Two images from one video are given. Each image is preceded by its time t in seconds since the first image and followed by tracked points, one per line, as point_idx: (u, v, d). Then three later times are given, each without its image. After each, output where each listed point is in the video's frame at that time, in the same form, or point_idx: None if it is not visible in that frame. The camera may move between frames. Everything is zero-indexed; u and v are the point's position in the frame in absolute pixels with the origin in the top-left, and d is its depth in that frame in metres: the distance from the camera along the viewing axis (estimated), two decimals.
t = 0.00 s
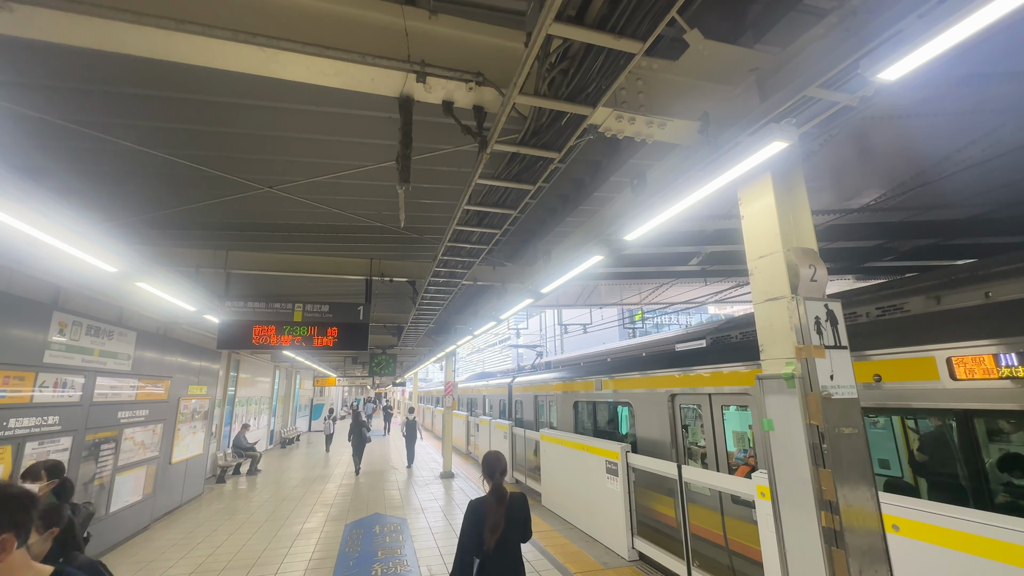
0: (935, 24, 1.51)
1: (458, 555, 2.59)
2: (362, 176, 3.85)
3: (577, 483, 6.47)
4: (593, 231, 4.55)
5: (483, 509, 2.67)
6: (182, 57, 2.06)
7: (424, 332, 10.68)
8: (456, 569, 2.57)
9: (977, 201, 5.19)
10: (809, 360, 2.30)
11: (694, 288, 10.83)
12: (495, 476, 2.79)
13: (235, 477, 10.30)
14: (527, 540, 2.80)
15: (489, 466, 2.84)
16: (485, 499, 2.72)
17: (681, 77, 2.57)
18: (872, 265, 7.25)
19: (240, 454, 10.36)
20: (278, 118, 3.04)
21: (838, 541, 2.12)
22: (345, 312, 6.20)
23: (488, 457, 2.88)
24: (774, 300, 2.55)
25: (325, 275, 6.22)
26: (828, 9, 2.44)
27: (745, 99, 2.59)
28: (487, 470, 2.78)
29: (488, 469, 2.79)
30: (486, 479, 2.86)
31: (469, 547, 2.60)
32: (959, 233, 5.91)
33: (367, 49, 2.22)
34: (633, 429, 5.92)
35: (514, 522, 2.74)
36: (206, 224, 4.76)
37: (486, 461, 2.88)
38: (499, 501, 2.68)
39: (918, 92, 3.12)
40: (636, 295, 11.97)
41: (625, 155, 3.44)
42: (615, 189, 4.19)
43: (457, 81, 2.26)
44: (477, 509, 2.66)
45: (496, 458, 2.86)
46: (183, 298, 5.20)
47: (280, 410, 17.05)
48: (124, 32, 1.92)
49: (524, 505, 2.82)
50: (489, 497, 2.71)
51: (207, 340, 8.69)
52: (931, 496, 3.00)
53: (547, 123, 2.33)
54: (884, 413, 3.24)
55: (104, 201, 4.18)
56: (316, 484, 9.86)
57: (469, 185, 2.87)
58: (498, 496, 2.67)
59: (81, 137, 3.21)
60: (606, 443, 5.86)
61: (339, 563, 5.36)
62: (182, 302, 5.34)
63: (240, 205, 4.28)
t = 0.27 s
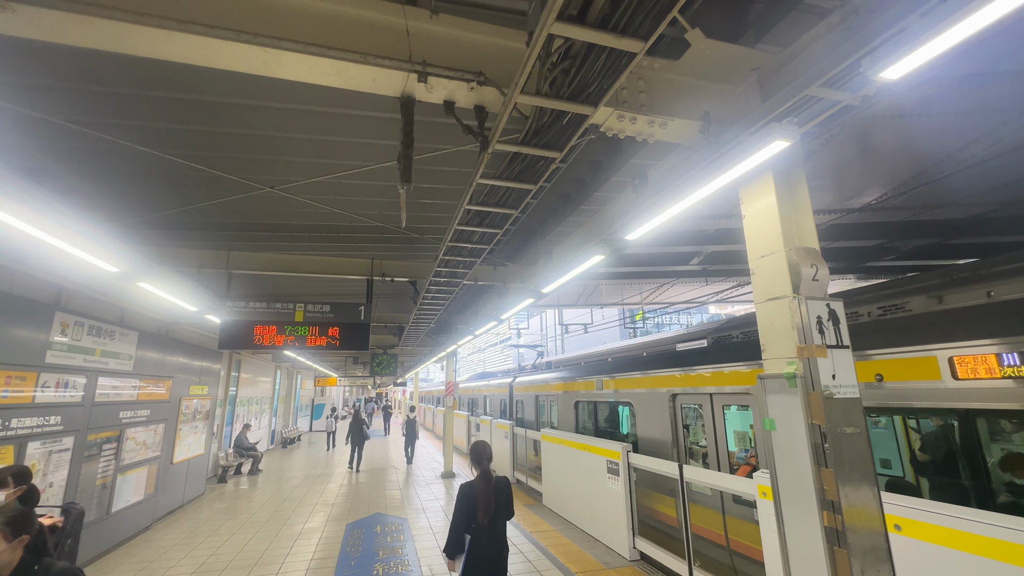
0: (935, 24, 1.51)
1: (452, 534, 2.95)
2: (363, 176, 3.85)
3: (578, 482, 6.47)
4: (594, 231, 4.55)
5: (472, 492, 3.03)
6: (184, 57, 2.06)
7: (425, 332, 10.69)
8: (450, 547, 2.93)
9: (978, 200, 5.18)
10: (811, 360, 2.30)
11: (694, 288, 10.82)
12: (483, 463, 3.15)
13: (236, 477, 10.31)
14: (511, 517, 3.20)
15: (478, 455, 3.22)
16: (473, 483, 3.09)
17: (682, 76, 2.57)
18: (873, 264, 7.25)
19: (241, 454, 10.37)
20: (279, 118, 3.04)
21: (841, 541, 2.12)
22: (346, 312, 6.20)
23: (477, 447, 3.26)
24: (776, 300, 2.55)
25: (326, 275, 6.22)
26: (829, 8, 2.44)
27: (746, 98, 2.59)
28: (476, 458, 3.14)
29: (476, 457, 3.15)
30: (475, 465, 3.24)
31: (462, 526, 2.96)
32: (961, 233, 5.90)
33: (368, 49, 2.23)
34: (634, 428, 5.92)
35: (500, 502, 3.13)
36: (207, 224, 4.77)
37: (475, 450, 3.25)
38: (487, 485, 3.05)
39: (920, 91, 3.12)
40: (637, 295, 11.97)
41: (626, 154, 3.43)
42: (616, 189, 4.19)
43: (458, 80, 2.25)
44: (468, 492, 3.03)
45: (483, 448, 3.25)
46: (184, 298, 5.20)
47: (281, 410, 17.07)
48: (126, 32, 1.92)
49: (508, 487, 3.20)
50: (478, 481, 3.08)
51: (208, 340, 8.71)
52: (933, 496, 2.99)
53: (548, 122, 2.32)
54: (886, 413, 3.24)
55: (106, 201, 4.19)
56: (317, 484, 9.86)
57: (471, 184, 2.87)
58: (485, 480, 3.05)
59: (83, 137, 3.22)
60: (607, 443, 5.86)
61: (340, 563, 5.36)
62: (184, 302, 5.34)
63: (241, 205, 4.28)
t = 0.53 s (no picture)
0: (935, 22, 1.50)
1: (442, 528, 3.16)
2: (363, 176, 3.85)
3: (578, 482, 6.47)
4: (594, 231, 4.54)
5: (460, 489, 3.23)
6: (183, 57, 2.06)
7: (425, 332, 10.69)
8: (441, 540, 3.14)
9: (979, 200, 5.17)
10: (812, 360, 2.29)
11: (695, 288, 10.82)
12: (468, 460, 3.34)
13: (237, 477, 10.32)
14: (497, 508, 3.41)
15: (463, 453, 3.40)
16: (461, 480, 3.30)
17: (683, 76, 2.57)
18: (874, 264, 7.24)
19: (242, 454, 10.38)
20: (279, 118, 3.04)
21: (842, 541, 2.11)
22: (347, 312, 6.21)
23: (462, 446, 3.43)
24: (777, 299, 2.54)
25: (326, 275, 6.22)
26: (829, 7, 2.44)
27: (746, 97, 2.59)
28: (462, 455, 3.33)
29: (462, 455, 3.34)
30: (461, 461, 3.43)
31: (450, 519, 3.18)
32: (961, 232, 5.90)
33: (368, 49, 2.22)
34: (635, 428, 5.92)
35: (486, 494, 3.34)
36: (207, 225, 4.77)
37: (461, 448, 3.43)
38: (473, 481, 3.27)
39: (921, 90, 3.11)
40: (638, 295, 11.97)
41: (626, 154, 3.43)
42: (616, 188, 4.19)
43: (458, 80, 2.25)
44: (456, 490, 3.24)
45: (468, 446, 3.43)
46: (185, 299, 5.21)
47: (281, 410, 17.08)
48: (125, 32, 1.92)
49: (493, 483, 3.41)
50: (464, 479, 3.28)
51: (209, 341, 8.72)
52: (934, 496, 2.99)
53: (548, 122, 2.32)
54: (887, 412, 3.23)
55: (106, 201, 4.19)
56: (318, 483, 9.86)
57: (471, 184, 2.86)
58: (472, 477, 3.26)
59: (83, 137, 3.22)
60: (607, 443, 5.86)
61: (340, 563, 5.36)
62: (185, 302, 5.35)
63: (241, 205, 4.28)
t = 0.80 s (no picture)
0: (934, 23, 1.50)
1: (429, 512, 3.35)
2: (364, 176, 3.85)
3: (579, 482, 6.47)
4: (594, 231, 4.55)
5: (446, 478, 3.39)
6: (183, 58, 2.06)
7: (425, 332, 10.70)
8: (426, 523, 3.32)
9: (979, 200, 5.17)
10: (812, 360, 2.29)
11: (695, 288, 10.82)
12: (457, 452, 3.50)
13: (238, 477, 10.32)
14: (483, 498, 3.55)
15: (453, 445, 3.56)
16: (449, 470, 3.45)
17: (683, 76, 2.57)
18: (874, 264, 7.23)
19: (243, 454, 10.38)
20: (280, 118, 3.04)
21: (842, 541, 2.11)
22: (347, 312, 6.21)
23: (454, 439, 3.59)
24: (776, 299, 2.54)
25: (327, 275, 6.22)
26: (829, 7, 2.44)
27: (746, 97, 2.59)
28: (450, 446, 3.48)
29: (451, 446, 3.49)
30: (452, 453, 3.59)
31: (437, 504, 3.35)
32: (961, 232, 5.89)
33: (367, 50, 2.23)
34: (635, 429, 5.91)
35: (472, 484, 3.49)
36: (208, 225, 4.77)
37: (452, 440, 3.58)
38: (459, 471, 3.41)
39: (921, 90, 3.11)
40: (638, 295, 11.96)
41: (626, 154, 3.43)
42: (616, 188, 4.19)
43: (457, 81, 2.25)
44: (443, 479, 3.39)
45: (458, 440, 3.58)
46: (185, 299, 5.22)
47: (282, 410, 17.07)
48: (125, 33, 1.92)
49: (480, 475, 3.54)
50: (452, 469, 3.43)
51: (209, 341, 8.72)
52: (935, 496, 2.99)
53: (547, 122, 2.32)
54: (888, 412, 3.23)
55: (106, 202, 4.19)
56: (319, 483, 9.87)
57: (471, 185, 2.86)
58: (458, 467, 3.41)
59: (83, 138, 3.22)
60: (608, 443, 5.87)
61: (341, 563, 5.36)
62: (186, 303, 5.35)
63: (242, 205, 4.29)
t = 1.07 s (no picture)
0: (934, 22, 1.50)
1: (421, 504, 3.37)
2: (364, 176, 3.86)
3: (579, 482, 6.47)
4: (595, 231, 4.55)
5: (440, 473, 3.40)
6: (184, 58, 2.06)
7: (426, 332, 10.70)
8: (418, 515, 3.34)
9: (980, 199, 5.17)
10: (812, 360, 2.29)
11: (696, 288, 10.81)
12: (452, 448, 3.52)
13: (238, 477, 10.32)
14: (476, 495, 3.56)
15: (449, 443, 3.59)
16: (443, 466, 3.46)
17: (683, 76, 2.57)
18: (875, 263, 7.22)
19: (243, 454, 10.38)
20: (280, 119, 3.04)
21: (842, 541, 2.11)
22: (348, 312, 6.22)
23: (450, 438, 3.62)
24: (777, 299, 2.54)
25: (327, 275, 6.22)
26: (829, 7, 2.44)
27: (746, 97, 2.59)
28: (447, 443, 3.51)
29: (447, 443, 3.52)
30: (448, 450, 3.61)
31: (429, 498, 3.36)
32: (962, 232, 5.88)
33: (368, 50, 2.23)
34: (636, 428, 5.91)
35: (465, 481, 3.49)
36: (208, 225, 4.77)
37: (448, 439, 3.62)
38: (452, 467, 3.43)
39: (921, 90, 3.11)
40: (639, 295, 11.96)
41: (627, 154, 3.43)
42: (616, 188, 4.19)
43: (458, 81, 2.25)
44: (437, 474, 3.41)
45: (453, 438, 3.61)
46: (186, 299, 5.22)
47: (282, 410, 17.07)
48: (126, 34, 1.92)
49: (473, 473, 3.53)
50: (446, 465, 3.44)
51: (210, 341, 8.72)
52: (936, 495, 2.99)
53: (548, 122, 2.32)
54: (889, 412, 3.23)
55: (106, 202, 4.19)
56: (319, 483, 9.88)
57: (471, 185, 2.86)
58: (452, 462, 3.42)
59: (83, 138, 3.22)
60: (608, 443, 5.87)
61: (341, 563, 5.36)
62: (187, 303, 5.36)
63: (242, 205, 4.29)
